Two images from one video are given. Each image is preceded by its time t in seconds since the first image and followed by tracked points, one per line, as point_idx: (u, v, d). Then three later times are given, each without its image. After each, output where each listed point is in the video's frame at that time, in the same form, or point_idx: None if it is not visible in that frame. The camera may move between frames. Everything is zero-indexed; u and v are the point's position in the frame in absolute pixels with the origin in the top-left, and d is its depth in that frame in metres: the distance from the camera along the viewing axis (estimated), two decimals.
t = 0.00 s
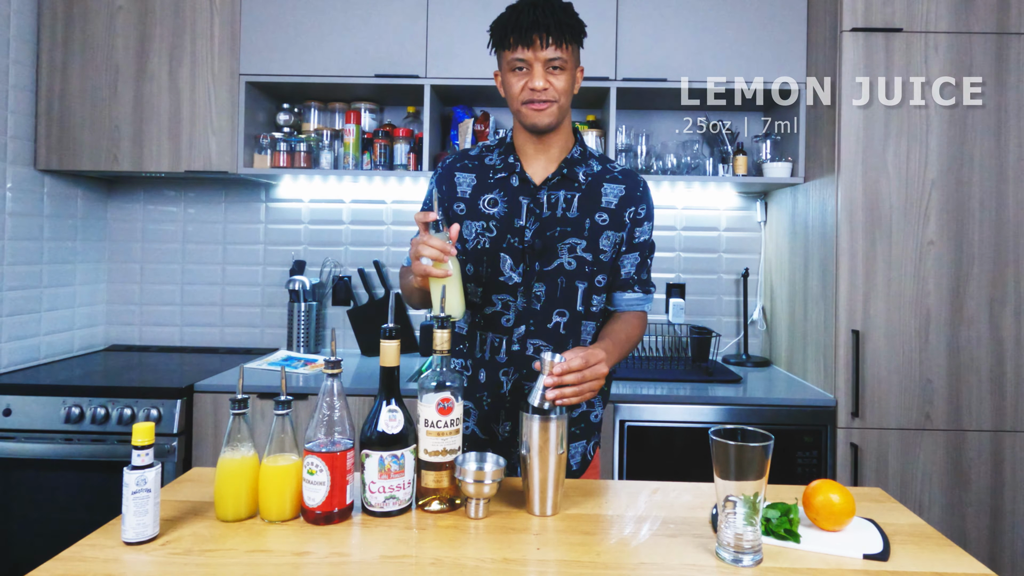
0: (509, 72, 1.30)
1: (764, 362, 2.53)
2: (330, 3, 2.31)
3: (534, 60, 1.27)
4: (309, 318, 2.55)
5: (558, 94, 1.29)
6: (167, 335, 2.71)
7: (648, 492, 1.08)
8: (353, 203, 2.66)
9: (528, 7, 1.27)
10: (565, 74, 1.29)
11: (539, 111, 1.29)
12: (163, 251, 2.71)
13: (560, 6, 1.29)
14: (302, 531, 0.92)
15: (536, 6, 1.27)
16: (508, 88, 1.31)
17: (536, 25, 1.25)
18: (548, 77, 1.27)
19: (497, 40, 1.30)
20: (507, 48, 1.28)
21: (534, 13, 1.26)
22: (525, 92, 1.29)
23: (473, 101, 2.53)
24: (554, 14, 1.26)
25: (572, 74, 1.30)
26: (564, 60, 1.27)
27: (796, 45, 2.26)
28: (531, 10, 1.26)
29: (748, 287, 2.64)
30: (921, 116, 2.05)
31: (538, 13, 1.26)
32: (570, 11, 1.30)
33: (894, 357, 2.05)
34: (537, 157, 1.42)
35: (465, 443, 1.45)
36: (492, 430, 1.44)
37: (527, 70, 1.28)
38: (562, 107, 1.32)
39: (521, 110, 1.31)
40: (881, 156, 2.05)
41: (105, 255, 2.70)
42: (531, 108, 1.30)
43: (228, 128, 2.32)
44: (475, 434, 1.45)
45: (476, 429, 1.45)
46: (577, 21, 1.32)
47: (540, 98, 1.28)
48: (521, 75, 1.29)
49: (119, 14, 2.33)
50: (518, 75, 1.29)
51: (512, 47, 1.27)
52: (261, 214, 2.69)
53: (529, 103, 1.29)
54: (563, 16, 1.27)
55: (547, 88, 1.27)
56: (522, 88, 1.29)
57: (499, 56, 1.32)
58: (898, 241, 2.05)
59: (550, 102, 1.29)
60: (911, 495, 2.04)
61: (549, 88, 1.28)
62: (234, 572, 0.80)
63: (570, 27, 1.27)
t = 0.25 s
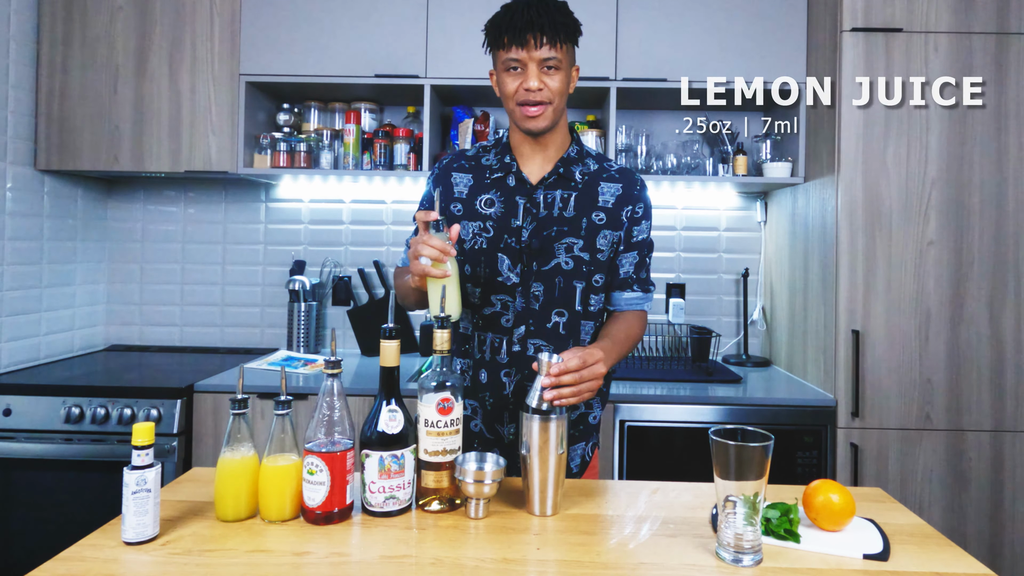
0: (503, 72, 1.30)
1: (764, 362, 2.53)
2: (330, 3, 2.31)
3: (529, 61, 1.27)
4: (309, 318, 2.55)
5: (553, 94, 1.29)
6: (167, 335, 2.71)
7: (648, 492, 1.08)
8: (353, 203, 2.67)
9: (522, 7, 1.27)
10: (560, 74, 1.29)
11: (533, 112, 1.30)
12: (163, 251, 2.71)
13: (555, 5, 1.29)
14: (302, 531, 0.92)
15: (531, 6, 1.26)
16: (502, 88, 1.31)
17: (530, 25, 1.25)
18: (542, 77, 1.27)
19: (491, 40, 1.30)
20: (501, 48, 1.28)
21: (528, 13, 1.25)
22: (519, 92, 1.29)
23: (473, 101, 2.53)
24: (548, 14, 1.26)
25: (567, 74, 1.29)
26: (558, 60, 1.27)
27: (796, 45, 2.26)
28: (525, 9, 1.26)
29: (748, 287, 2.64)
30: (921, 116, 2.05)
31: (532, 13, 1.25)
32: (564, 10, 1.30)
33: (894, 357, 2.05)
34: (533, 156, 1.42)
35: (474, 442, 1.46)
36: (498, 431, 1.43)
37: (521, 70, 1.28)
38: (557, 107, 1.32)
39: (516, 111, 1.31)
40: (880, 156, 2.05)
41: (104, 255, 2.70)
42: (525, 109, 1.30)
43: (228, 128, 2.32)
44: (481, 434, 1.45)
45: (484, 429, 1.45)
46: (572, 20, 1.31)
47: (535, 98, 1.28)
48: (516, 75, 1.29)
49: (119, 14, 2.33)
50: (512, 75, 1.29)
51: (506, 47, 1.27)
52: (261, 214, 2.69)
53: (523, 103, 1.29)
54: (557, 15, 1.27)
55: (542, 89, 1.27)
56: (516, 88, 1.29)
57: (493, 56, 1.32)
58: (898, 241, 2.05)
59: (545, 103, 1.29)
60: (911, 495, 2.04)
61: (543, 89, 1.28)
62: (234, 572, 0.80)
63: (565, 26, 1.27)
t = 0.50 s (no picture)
0: (503, 85, 1.23)
1: (764, 362, 2.53)
2: (330, 3, 2.31)
3: (531, 77, 1.20)
4: (309, 318, 2.55)
5: (554, 110, 1.23)
6: (168, 335, 2.71)
7: (648, 492, 1.08)
8: (353, 203, 2.67)
9: (525, 18, 1.19)
10: (561, 89, 1.23)
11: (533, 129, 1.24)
12: (163, 251, 2.71)
13: (560, 16, 1.21)
14: (302, 531, 0.92)
15: (535, 19, 1.19)
16: (502, 101, 1.26)
17: (531, 41, 1.17)
18: (543, 95, 1.21)
19: (491, 50, 1.22)
20: (502, 60, 1.21)
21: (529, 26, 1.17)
22: (519, 109, 1.23)
23: (473, 101, 2.53)
24: (553, 28, 1.18)
25: (569, 90, 1.24)
26: (560, 76, 1.20)
27: (796, 44, 2.26)
28: (527, 20, 1.19)
29: (748, 287, 2.64)
30: (921, 116, 2.05)
31: (536, 28, 1.18)
32: (567, 17, 1.22)
33: (894, 357, 2.05)
34: (531, 156, 1.41)
35: (473, 441, 1.45)
36: (497, 429, 1.44)
37: (522, 86, 1.22)
38: (556, 121, 1.27)
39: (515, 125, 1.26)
40: (880, 157, 2.05)
41: (104, 255, 2.70)
42: (525, 126, 1.25)
43: (228, 128, 2.32)
44: (480, 434, 1.44)
45: (482, 428, 1.44)
46: (575, 28, 1.23)
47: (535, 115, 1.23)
48: (517, 90, 1.22)
49: (119, 14, 2.33)
50: (512, 89, 1.23)
51: (507, 61, 1.20)
52: (261, 214, 2.69)
53: (523, 120, 1.24)
54: (561, 27, 1.19)
55: (543, 107, 1.22)
56: (517, 104, 1.23)
57: (493, 64, 1.25)
58: (898, 240, 2.05)
59: (545, 121, 1.24)
60: (911, 495, 2.04)
61: (544, 107, 1.22)
62: (234, 572, 0.80)
63: (568, 39, 1.20)
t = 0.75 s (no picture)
0: (526, 92, 1.22)
1: (764, 362, 2.53)
2: (330, 3, 2.31)
3: (554, 87, 1.18)
4: (309, 318, 2.55)
5: (574, 121, 1.22)
6: (168, 335, 2.71)
7: (648, 492, 1.08)
8: (353, 203, 2.67)
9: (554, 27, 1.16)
10: (583, 100, 1.21)
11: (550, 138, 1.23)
12: (163, 251, 2.71)
13: (588, 27, 1.18)
14: (302, 531, 0.92)
15: (563, 29, 1.16)
16: (523, 107, 1.24)
17: (558, 50, 1.15)
18: (565, 105, 1.20)
19: (516, 55, 1.20)
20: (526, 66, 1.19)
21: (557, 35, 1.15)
22: (540, 117, 1.22)
23: (473, 101, 2.53)
24: (580, 41, 1.16)
25: (590, 102, 1.22)
26: (583, 87, 1.19)
27: (796, 44, 2.26)
28: (555, 29, 1.17)
29: (748, 287, 2.64)
30: (921, 116, 2.05)
31: (563, 39, 1.16)
32: (594, 28, 1.20)
33: (894, 357, 2.05)
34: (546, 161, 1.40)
35: (475, 433, 1.45)
36: (498, 426, 1.43)
37: (545, 94, 1.20)
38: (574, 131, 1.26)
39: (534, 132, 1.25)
40: (880, 157, 2.05)
41: (104, 255, 2.70)
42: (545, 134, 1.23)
43: (228, 128, 2.32)
44: (481, 427, 1.44)
45: (483, 422, 1.44)
46: (602, 38, 1.21)
47: (554, 126, 1.21)
48: (538, 98, 1.21)
49: (119, 13, 2.33)
50: (535, 97, 1.21)
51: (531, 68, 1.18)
52: (261, 215, 2.69)
53: (543, 129, 1.23)
54: (588, 38, 1.17)
55: (563, 118, 1.20)
56: (538, 111, 1.22)
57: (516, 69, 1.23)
58: (898, 241, 2.05)
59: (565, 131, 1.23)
60: (911, 495, 2.04)
61: (565, 117, 1.21)
62: (234, 572, 0.80)
63: (595, 51, 1.18)
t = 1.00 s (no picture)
0: (557, 101, 1.22)
1: (764, 362, 2.53)
2: (330, 3, 2.31)
3: (585, 100, 1.18)
4: (309, 318, 2.56)
5: (601, 133, 1.23)
6: (167, 335, 2.71)
7: (648, 492, 1.08)
8: (353, 203, 2.67)
9: (589, 40, 1.15)
10: (612, 113, 1.22)
11: (577, 149, 1.24)
12: (163, 251, 2.71)
13: (624, 41, 1.17)
14: (303, 531, 0.92)
15: (598, 43, 1.15)
16: (553, 115, 1.24)
17: (592, 64, 1.14)
18: (594, 118, 1.20)
19: (549, 63, 1.20)
20: (559, 76, 1.18)
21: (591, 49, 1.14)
22: (568, 127, 1.22)
23: (473, 101, 2.53)
24: (615, 55, 1.15)
25: (620, 115, 1.23)
26: (613, 101, 1.19)
27: (795, 44, 2.26)
28: (590, 40, 1.15)
29: (748, 287, 2.64)
30: (921, 116, 2.05)
31: (598, 52, 1.15)
32: (629, 40, 1.19)
33: (894, 357, 2.05)
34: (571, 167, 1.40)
35: (477, 426, 1.44)
36: (504, 425, 1.43)
37: (575, 105, 1.20)
38: (601, 143, 1.27)
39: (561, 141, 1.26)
40: (880, 157, 2.05)
41: (104, 255, 2.70)
42: (571, 144, 1.24)
43: (228, 128, 2.32)
44: (486, 421, 1.43)
45: (490, 417, 1.43)
46: (637, 52, 1.20)
47: (582, 137, 1.22)
48: (568, 108, 1.21)
49: (119, 13, 2.33)
50: (565, 106, 1.21)
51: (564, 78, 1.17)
52: (261, 214, 2.69)
53: (571, 139, 1.24)
54: (623, 53, 1.16)
55: (592, 130, 1.21)
56: (567, 122, 1.22)
57: (548, 75, 1.23)
58: (898, 240, 2.05)
59: (591, 142, 1.24)
60: (911, 495, 2.04)
61: (593, 129, 1.21)
62: (234, 572, 0.80)
63: (628, 65, 1.17)
